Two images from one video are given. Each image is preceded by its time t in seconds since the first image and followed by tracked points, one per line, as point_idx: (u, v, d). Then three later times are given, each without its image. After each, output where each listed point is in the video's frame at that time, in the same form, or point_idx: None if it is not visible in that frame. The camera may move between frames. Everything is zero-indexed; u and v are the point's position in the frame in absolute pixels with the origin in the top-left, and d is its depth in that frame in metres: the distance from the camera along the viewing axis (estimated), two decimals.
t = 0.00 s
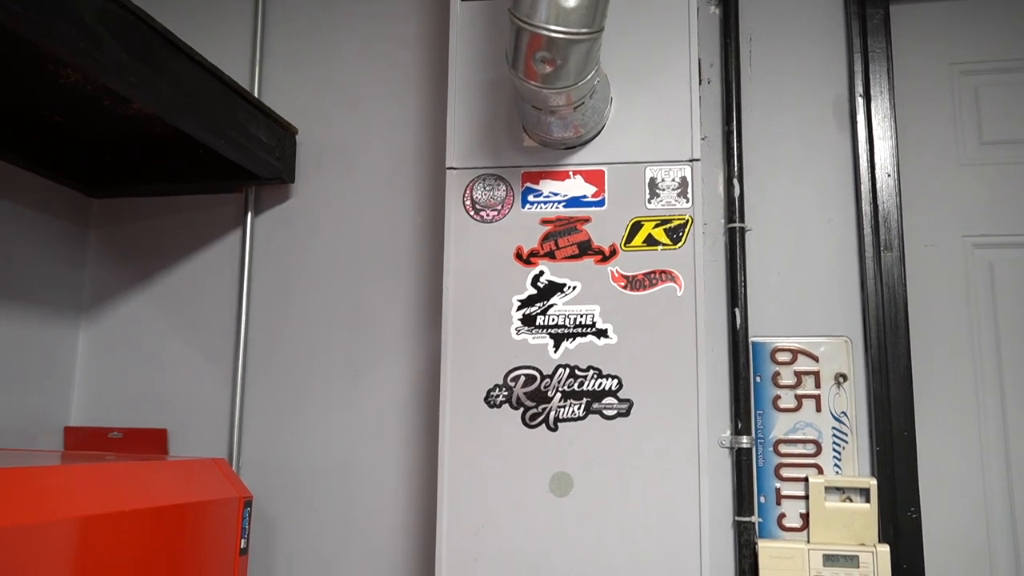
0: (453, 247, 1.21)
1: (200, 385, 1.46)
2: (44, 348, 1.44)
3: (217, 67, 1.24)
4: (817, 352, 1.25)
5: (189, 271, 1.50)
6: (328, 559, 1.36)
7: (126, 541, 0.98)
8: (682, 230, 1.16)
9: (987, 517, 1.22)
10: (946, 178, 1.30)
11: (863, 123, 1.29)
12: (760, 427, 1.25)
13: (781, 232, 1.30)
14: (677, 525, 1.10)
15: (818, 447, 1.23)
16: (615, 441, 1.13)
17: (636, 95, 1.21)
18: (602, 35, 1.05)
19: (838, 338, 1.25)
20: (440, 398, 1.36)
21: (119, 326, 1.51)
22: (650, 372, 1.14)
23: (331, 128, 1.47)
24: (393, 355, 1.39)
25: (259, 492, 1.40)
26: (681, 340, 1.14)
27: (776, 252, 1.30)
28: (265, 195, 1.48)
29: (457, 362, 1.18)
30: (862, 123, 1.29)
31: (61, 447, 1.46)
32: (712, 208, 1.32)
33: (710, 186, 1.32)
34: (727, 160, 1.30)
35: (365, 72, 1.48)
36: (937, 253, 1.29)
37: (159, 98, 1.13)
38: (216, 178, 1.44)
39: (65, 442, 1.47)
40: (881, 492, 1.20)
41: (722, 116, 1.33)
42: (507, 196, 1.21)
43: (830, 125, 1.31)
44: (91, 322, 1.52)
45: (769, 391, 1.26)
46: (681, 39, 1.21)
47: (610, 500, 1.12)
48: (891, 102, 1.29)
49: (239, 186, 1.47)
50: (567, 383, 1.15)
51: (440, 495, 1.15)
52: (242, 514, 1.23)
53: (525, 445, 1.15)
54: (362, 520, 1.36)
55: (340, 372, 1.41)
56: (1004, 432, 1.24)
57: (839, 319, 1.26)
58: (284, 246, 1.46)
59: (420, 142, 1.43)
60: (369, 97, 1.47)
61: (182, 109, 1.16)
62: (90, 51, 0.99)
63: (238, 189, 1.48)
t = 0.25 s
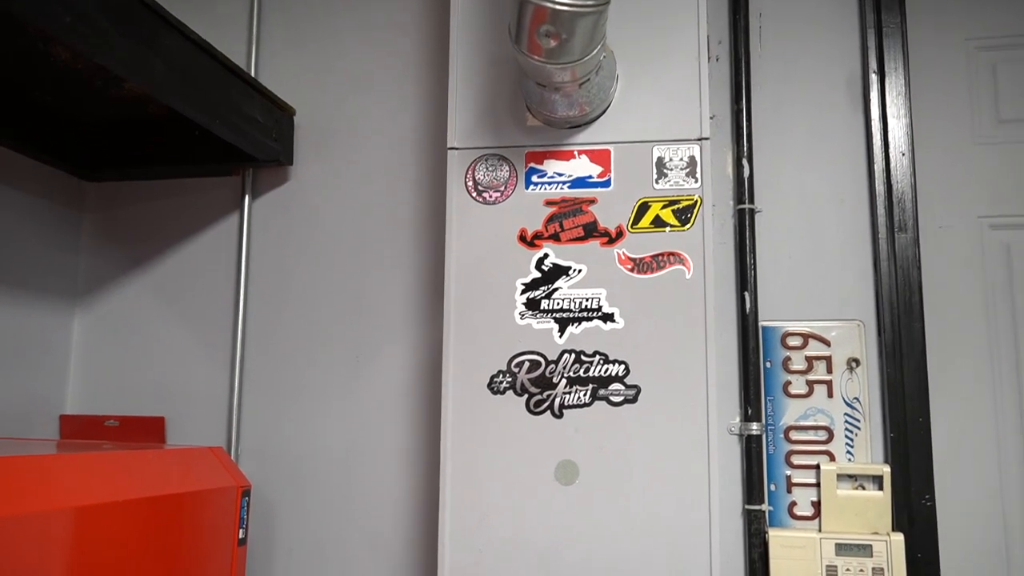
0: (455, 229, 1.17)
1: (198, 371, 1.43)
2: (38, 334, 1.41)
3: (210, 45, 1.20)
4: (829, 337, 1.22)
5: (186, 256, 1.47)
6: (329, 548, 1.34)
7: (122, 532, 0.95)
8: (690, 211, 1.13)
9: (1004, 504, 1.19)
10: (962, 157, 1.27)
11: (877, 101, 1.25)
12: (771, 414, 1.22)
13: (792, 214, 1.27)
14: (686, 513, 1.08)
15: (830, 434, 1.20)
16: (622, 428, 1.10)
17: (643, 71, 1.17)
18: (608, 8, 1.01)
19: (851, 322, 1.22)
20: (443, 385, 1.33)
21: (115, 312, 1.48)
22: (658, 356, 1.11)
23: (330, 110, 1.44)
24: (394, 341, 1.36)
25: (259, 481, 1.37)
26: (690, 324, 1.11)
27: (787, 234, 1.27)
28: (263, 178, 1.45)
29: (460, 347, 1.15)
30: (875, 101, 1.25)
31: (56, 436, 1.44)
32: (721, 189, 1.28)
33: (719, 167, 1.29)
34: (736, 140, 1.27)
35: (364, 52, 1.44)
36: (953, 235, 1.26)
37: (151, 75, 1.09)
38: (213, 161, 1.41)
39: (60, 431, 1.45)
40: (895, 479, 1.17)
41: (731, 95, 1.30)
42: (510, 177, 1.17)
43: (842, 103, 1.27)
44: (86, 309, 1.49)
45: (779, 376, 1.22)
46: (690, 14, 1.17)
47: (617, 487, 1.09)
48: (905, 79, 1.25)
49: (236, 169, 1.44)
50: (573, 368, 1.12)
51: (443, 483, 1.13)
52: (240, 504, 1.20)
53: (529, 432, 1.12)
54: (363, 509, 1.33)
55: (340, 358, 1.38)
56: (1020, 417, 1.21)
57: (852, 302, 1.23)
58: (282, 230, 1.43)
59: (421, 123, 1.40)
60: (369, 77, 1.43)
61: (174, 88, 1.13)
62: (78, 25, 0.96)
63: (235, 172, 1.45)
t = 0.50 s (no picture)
0: (455, 211, 1.12)
1: (190, 360, 1.38)
2: (25, 322, 1.36)
3: (199, 17, 1.14)
4: (846, 323, 1.17)
5: (177, 241, 1.42)
6: (325, 543, 1.29)
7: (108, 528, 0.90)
8: (702, 192, 1.07)
9: None
10: (985, 136, 1.21)
11: (897, 77, 1.19)
12: (785, 404, 1.17)
13: (808, 195, 1.21)
14: (699, 508, 1.03)
15: (848, 425, 1.15)
16: (631, 419, 1.05)
17: (653, 46, 1.12)
18: None
19: (869, 308, 1.17)
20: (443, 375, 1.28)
21: (105, 299, 1.43)
22: (669, 344, 1.06)
23: (326, 89, 1.39)
24: (393, 329, 1.31)
25: (253, 473, 1.33)
26: (703, 310, 1.06)
27: (802, 216, 1.21)
28: (257, 160, 1.40)
29: (461, 334, 1.10)
30: (895, 77, 1.19)
31: (44, 427, 1.39)
32: (733, 170, 1.23)
33: (731, 147, 1.24)
34: (748, 118, 1.21)
35: (362, 30, 1.39)
36: (975, 217, 1.20)
37: (135, 48, 1.03)
38: (204, 141, 1.36)
39: (48, 422, 1.40)
40: (916, 472, 1.12)
41: (744, 72, 1.24)
42: (514, 156, 1.12)
43: (861, 80, 1.22)
44: (75, 296, 1.45)
45: (794, 364, 1.18)
46: None
47: (626, 481, 1.04)
48: (926, 54, 1.19)
49: (229, 151, 1.39)
50: (579, 357, 1.07)
51: (444, 477, 1.08)
52: (233, 498, 1.15)
53: (534, 424, 1.07)
54: (362, 503, 1.29)
55: (337, 347, 1.33)
56: None
57: (870, 287, 1.18)
58: (277, 215, 1.38)
59: (420, 103, 1.35)
60: (366, 55, 1.38)
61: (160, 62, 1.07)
62: None
63: (228, 153, 1.40)
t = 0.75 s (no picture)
0: (460, 205, 1.07)
1: (184, 360, 1.33)
2: (13, 320, 1.31)
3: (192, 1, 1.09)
4: (867, 323, 1.12)
5: (171, 237, 1.37)
6: (324, 551, 1.24)
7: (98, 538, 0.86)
8: (720, 185, 1.02)
9: None
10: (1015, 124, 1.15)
11: (921, 65, 1.14)
12: (804, 406, 1.12)
13: (827, 188, 1.16)
14: (717, 516, 0.98)
15: (870, 429, 1.10)
16: (645, 423, 1.00)
17: (667, 31, 1.06)
18: None
19: (892, 306, 1.12)
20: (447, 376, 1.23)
21: (96, 296, 1.38)
22: (684, 345, 1.01)
23: (324, 79, 1.33)
24: (394, 328, 1.26)
25: (250, 478, 1.28)
26: (720, 309, 1.01)
27: (822, 211, 1.16)
28: (253, 152, 1.35)
29: (466, 334, 1.05)
30: (919, 65, 1.14)
31: (33, 429, 1.34)
32: (749, 162, 1.18)
33: (747, 138, 1.18)
34: (765, 108, 1.16)
35: (361, 17, 1.34)
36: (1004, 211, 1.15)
37: (125, 32, 0.98)
38: (199, 133, 1.31)
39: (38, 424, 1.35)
40: (942, 478, 1.07)
41: (761, 60, 1.19)
42: (521, 148, 1.07)
43: (883, 68, 1.16)
44: (65, 293, 1.39)
45: (813, 365, 1.13)
46: None
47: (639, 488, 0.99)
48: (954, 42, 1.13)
49: (225, 142, 1.34)
50: (590, 358, 1.02)
51: (448, 483, 1.03)
52: (227, 506, 1.09)
53: (543, 428, 1.02)
54: (362, 509, 1.24)
55: (336, 346, 1.28)
56: None
57: (893, 285, 1.13)
58: (274, 209, 1.33)
59: (422, 93, 1.30)
60: (366, 43, 1.33)
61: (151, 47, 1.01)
62: None
63: (224, 144, 1.35)
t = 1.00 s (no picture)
0: (458, 202, 1.01)
1: (166, 365, 1.27)
2: None
3: None
4: (886, 328, 1.07)
5: (153, 235, 1.30)
6: (313, 566, 1.18)
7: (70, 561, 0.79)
8: (734, 181, 0.97)
9: None
10: None
11: (944, 59, 1.08)
12: (820, 416, 1.07)
13: (844, 187, 1.11)
14: (731, 534, 0.92)
15: (889, 440, 1.04)
16: (655, 434, 0.94)
17: (678, 19, 1.01)
18: None
19: (913, 311, 1.07)
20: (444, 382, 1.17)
21: (74, 297, 1.31)
22: (696, 351, 0.95)
23: (316, 70, 1.27)
24: (387, 331, 1.20)
25: (234, 489, 1.21)
26: (734, 313, 0.95)
27: (839, 210, 1.11)
28: (240, 147, 1.29)
29: (464, 339, 0.99)
30: (942, 58, 1.09)
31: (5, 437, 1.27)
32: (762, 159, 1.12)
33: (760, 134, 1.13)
34: (779, 103, 1.11)
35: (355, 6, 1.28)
36: None
37: (104, 14, 0.91)
38: (182, 126, 1.24)
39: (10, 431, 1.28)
40: (966, 493, 1.02)
41: (774, 52, 1.13)
42: (524, 141, 1.01)
43: (902, 62, 1.11)
44: (41, 293, 1.33)
45: (829, 373, 1.07)
46: None
47: (649, 503, 0.93)
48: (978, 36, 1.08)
49: (211, 136, 1.27)
50: (597, 365, 0.96)
51: (445, 497, 0.97)
52: (208, 520, 1.03)
53: (546, 439, 0.96)
54: (353, 521, 1.18)
55: (327, 351, 1.21)
56: None
57: (913, 288, 1.08)
58: (262, 206, 1.27)
59: (419, 85, 1.24)
60: (360, 33, 1.27)
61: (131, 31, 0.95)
62: None
63: (210, 138, 1.28)
